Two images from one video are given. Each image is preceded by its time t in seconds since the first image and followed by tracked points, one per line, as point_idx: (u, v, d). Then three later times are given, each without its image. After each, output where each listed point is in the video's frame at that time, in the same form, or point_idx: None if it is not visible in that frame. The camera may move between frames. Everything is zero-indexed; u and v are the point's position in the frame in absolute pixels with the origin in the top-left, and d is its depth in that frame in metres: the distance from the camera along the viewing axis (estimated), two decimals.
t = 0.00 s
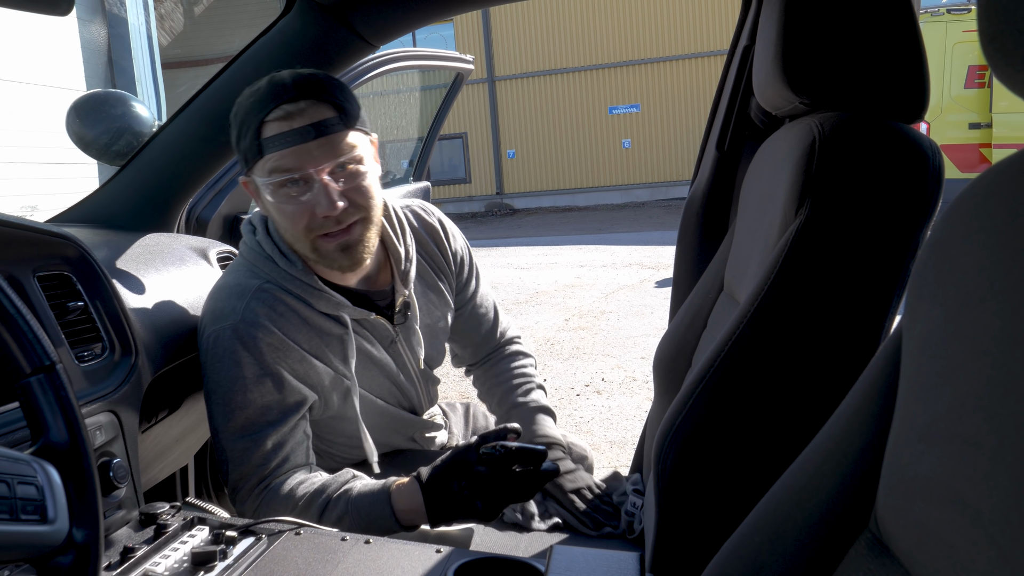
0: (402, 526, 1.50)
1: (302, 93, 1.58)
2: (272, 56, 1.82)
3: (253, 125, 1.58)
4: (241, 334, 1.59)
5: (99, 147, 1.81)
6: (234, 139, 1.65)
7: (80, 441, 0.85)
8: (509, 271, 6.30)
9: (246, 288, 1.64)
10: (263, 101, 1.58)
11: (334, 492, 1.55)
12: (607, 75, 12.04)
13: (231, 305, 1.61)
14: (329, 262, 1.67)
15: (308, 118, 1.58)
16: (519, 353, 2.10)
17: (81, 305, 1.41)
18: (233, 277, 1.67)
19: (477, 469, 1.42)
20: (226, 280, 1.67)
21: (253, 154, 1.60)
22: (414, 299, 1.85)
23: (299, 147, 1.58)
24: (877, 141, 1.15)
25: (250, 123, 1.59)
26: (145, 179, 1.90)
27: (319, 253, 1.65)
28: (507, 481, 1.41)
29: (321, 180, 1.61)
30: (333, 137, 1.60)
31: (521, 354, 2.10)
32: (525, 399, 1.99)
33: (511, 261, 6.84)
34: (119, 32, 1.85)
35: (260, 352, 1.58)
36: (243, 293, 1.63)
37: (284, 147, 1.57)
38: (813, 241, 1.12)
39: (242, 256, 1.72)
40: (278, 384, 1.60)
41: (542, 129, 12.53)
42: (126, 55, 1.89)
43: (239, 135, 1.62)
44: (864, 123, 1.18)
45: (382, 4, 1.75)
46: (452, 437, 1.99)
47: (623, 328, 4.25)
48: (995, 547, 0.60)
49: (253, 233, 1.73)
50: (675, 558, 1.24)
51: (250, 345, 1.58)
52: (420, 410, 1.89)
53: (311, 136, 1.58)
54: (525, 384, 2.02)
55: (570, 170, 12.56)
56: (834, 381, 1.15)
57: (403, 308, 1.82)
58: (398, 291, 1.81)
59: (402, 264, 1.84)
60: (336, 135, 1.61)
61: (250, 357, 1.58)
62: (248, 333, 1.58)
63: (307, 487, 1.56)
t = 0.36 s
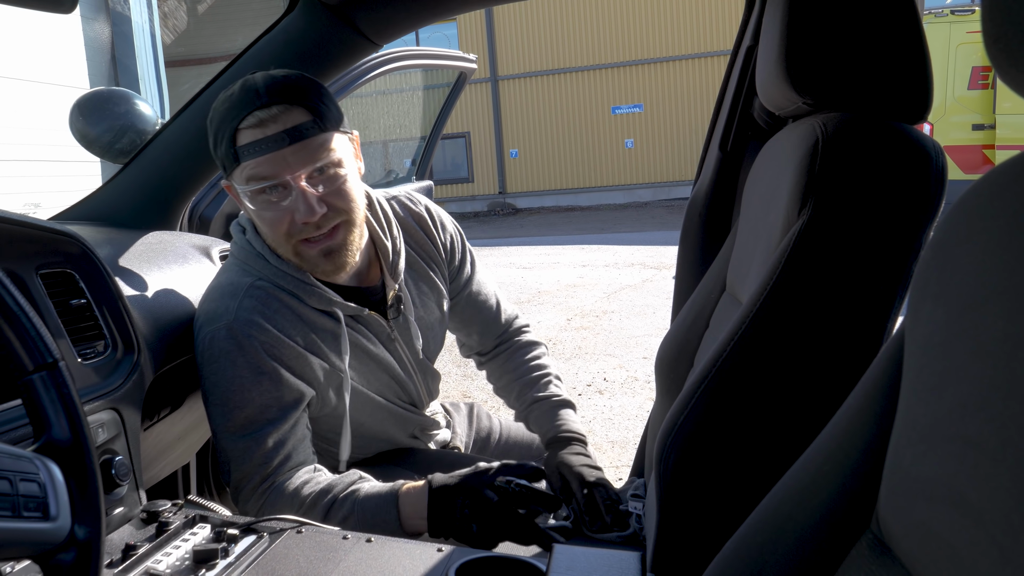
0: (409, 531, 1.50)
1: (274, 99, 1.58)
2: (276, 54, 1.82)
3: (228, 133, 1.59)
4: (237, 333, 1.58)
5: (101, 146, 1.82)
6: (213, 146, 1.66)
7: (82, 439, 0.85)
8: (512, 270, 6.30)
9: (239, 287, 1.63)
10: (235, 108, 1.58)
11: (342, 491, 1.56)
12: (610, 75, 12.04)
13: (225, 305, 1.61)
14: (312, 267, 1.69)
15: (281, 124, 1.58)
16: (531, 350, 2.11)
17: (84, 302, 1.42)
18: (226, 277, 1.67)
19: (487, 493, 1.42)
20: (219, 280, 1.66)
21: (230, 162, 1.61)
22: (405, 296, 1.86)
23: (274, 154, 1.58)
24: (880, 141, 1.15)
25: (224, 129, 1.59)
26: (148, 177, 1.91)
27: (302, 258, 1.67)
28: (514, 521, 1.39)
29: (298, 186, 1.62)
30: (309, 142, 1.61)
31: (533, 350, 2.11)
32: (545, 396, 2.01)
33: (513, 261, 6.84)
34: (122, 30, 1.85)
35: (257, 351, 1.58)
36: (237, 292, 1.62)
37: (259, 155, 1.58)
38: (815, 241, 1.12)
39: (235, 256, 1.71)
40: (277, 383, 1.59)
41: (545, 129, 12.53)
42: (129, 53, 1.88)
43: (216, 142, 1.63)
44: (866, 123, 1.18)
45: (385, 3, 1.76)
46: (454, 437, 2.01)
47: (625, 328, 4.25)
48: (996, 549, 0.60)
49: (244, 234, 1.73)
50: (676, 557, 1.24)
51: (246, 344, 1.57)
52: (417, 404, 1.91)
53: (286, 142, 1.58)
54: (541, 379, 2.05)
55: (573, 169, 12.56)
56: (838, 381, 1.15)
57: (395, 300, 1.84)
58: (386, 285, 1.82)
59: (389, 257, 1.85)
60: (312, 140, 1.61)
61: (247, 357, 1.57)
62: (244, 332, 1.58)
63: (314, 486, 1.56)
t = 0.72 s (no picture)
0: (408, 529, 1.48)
1: (316, 96, 1.58)
2: (278, 53, 1.82)
3: (265, 126, 1.60)
4: (243, 333, 1.60)
5: (106, 143, 1.81)
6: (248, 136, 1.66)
7: (85, 437, 0.85)
8: (514, 269, 6.30)
9: (250, 287, 1.66)
10: (275, 103, 1.58)
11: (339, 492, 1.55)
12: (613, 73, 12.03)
13: (234, 303, 1.63)
14: (336, 267, 1.68)
15: (320, 122, 1.59)
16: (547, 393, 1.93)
17: (86, 301, 1.42)
18: (240, 275, 1.70)
19: (477, 481, 1.41)
20: (232, 278, 1.70)
21: (264, 154, 1.61)
22: (415, 312, 1.83)
23: (310, 151, 1.59)
24: (884, 141, 1.15)
25: (263, 123, 1.60)
26: (151, 175, 1.91)
27: (325, 258, 1.66)
28: (506, 511, 1.36)
29: (330, 186, 1.62)
30: (344, 143, 1.61)
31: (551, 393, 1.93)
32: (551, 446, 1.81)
33: (515, 260, 6.84)
34: (125, 28, 1.85)
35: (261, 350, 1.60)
36: (247, 292, 1.65)
37: (295, 149, 1.58)
38: (818, 241, 1.12)
39: (250, 255, 1.74)
40: (281, 382, 1.61)
41: (547, 127, 12.52)
42: (132, 51, 1.90)
43: (252, 134, 1.63)
44: (870, 122, 1.18)
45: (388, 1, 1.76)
46: (456, 436, 2.01)
47: (627, 327, 4.25)
48: (999, 549, 0.60)
49: (262, 233, 1.76)
50: (677, 557, 1.24)
51: (251, 343, 1.60)
52: (421, 413, 1.87)
53: (323, 139, 1.58)
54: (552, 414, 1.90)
55: (575, 168, 12.55)
56: (839, 382, 1.15)
57: (404, 314, 1.81)
58: (398, 298, 1.80)
59: (406, 271, 1.81)
60: (348, 141, 1.61)
61: (252, 355, 1.60)
62: (249, 330, 1.60)
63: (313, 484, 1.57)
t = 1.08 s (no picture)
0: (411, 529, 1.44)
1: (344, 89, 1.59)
2: (280, 51, 1.82)
3: (290, 115, 1.60)
4: (251, 330, 1.62)
5: (107, 142, 1.80)
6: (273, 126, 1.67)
7: (87, 436, 0.85)
8: (516, 267, 6.29)
9: (260, 285, 1.67)
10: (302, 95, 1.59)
11: (344, 493, 1.53)
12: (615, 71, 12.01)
13: (244, 301, 1.65)
14: (349, 260, 1.67)
15: (345, 115, 1.59)
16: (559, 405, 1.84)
17: (89, 299, 1.42)
18: (251, 272, 1.71)
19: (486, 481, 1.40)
20: (244, 274, 1.71)
21: (287, 143, 1.62)
22: (424, 314, 1.81)
23: (333, 142, 1.59)
24: (886, 139, 1.15)
25: (287, 113, 1.60)
26: (152, 173, 1.91)
27: (338, 250, 1.66)
28: (517, 496, 1.38)
29: (350, 178, 1.62)
30: (367, 138, 1.61)
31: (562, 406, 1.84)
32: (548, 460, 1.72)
33: (517, 258, 6.83)
34: (128, 27, 1.88)
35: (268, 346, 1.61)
36: (256, 289, 1.66)
37: (317, 140, 1.58)
38: (820, 239, 1.12)
39: (263, 252, 1.75)
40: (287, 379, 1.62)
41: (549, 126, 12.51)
42: (135, 50, 1.93)
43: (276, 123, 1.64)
44: (872, 121, 1.17)
45: None
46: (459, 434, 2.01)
47: (629, 326, 4.24)
48: (1002, 549, 0.60)
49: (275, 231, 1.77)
50: (679, 556, 1.24)
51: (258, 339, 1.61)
52: (424, 416, 1.86)
53: (347, 132, 1.59)
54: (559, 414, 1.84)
55: (578, 166, 12.54)
56: (841, 381, 1.15)
57: (413, 317, 1.80)
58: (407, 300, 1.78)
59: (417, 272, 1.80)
60: (372, 135, 1.62)
61: (259, 351, 1.61)
62: (256, 327, 1.62)
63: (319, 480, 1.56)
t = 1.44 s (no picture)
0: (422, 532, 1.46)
1: (347, 76, 1.60)
2: (285, 51, 1.83)
3: (295, 102, 1.61)
4: (263, 324, 1.61)
5: (112, 142, 1.82)
6: (279, 116, 1.67)
7: (94, 434, 0.86)
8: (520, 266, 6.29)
9: (271, 279, 1.66)
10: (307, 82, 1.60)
11: (354, 494, 1.54)
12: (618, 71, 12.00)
13: (255, 295, 1.64)
14: (354, 244, 1.68)
15: (349, 101, 1.60)
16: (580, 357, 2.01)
17: (95, 299, 1.43)
18: (262, 267, 1.70)
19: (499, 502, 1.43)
20: (254, 269, 1.70)
21: (293, 130, 1.62)
22: (433, 301, 1.83)
23: (337, 128, 1.59)
24: (891, 137, 1.15)
25: (293, 100, 1.61)
26: (157, 173, 1.92)
27: (343, 234, 1.67)
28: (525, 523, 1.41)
29: (354, 162, 1.63)
30: (369, 122, 1.62)
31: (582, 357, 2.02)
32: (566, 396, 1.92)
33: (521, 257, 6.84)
34: (132, 26, 1.87)
35: (281, 341, 1.60)
36: (267, 284, 1.66)
37: (320, 125, 1.59)
38: (825, 236, 1.11)
39: (272, 246, 1.74)
40: (298, 375, 1.61)
41: (553, 125, 12.51)
42: (139, 49, 1.90)
43: (282, 112, 1.64)
44: (877, 119, 1.17)
45: None
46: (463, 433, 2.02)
47: (633, 325, 4.24)
48: (1008, 546, 0.60)
49: (284, 225, 1.76)
50: (684, 554, 1.24)
51: (271, 334, 1.60)
52: (433, 409, 1.88)
53: (349, 116, 1.60)
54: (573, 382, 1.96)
55: (581, 166, 12.54)
56: (848, 378, 1.14)
57: (423, 306, 1.81)
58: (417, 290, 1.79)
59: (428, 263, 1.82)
60: (375, 120, 1.63)
61: (272, 346, 1.60)
62: (268, 321, 1.61)
63: (326, 484, 1.55)
